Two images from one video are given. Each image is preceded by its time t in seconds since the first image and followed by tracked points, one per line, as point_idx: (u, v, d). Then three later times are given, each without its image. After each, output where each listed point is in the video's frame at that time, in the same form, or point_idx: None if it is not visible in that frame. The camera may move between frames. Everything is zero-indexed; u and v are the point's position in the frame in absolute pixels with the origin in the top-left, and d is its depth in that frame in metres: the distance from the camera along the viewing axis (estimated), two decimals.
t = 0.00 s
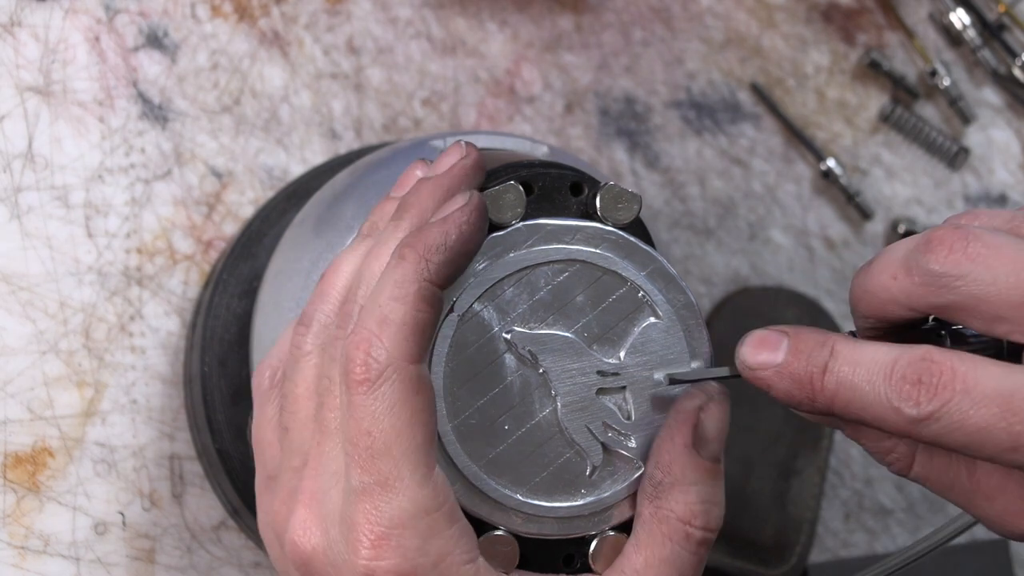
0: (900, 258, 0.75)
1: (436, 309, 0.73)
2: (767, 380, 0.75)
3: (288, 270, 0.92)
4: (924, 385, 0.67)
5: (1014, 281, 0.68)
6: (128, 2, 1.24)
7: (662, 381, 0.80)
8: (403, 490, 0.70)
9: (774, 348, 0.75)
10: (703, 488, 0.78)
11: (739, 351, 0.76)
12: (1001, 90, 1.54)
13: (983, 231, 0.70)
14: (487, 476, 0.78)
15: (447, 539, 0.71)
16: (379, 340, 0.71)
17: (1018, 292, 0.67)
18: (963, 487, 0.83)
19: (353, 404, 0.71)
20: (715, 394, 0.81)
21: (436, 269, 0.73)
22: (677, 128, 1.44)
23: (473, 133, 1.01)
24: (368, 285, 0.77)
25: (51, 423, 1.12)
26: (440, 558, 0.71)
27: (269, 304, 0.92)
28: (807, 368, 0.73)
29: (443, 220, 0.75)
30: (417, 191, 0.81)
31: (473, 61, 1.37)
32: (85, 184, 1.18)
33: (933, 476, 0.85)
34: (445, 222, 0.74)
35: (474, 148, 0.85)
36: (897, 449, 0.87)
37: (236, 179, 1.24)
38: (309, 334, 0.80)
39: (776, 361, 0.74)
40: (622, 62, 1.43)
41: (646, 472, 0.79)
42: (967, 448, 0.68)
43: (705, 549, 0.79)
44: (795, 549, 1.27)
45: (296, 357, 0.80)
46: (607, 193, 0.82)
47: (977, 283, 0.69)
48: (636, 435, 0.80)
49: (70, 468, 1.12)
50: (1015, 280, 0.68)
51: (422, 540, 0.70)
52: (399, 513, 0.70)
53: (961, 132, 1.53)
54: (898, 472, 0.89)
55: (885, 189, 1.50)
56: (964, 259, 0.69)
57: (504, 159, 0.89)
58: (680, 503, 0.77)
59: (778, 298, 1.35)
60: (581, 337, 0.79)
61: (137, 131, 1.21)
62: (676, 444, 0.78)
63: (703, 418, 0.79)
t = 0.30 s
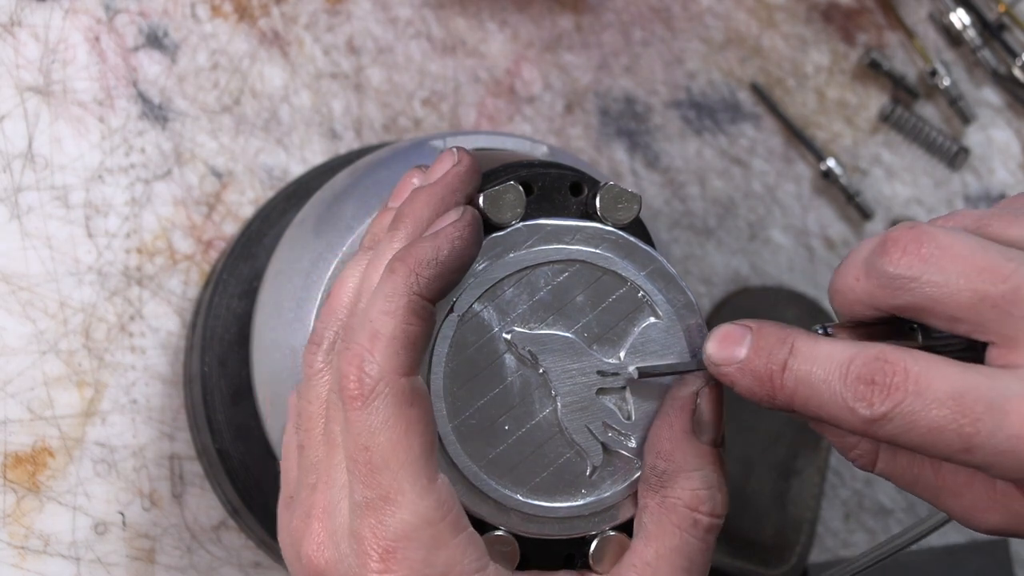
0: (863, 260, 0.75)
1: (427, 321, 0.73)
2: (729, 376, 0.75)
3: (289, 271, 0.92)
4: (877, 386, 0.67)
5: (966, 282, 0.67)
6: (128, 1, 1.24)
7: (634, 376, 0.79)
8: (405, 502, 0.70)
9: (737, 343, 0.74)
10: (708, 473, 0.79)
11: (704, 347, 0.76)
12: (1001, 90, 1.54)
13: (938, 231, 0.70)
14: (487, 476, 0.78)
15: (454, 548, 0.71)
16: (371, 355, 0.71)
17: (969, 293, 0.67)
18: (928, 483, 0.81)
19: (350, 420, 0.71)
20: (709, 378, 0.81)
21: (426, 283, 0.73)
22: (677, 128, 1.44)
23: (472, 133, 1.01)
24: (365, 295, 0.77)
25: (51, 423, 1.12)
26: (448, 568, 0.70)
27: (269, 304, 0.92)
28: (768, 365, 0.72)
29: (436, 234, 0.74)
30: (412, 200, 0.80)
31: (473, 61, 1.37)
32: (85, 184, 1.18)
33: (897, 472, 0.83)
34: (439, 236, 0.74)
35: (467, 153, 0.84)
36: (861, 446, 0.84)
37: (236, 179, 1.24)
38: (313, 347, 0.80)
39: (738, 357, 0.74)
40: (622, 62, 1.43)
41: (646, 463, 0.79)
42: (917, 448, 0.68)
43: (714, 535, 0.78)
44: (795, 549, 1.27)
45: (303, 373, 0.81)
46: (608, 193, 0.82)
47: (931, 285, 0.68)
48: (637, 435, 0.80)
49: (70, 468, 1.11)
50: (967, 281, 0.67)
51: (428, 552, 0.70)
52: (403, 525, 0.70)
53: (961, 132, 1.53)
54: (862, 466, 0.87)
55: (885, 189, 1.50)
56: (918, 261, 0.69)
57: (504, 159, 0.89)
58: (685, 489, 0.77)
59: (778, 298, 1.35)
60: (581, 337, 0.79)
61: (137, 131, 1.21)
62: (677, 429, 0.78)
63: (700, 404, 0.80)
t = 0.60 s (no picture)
0: (850, 264, 0.72)
1: (421, 319, 0.73)
2: (720, 377, 0.74)
3: (289, 271, 0.92)
4: (859, 389, 0.65)
5: (945, 290, 0.65)
6: (128, 2, 1.24)
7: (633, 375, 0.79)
8: (395, 499, 0.69)
9: (728, 342, 0.73)
10: (693, 466, 0.76)
11: (697, 348, 0.75)
12: (1001, 90, 1.54)
13: (920, 236, 0.67)
14: (487, 476, 0.78)
15: (446, 547, 0.70)
16: (362, 351, 0.72)
17: (949, 300, 0.64)
18: (922, 484, 0.77)
19: (342, 416, 0.72)
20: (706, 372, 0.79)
21: (419, 280, 0.73)
22: (677, 128, 1.44)
23: (472, 133, 1.01)
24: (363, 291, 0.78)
25: (51, 423, 1.12)
26: (440, 566, 0.70)
27: (269, 304, 0.92)
28: (755, 366, 0.71)
29: (433, 233, 0.74)
30: (414, 196, 0.80)
31: (473, 61, 1.37)
32: (85, 184, 1.18)
33: (890, 471, 0.80)
34: (436, 235, 0.74)
35: (469, 150, 0.84)
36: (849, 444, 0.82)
37: (236, 179, 1.24)
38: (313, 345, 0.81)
39: (727, 358, 0.72)
40: (621, 62, 1.43)
41: (636, 454, 0.78)
42: (900, 454, 0.66)
43: (702, 528, 0.75)
44: (795, 549, 1.27)
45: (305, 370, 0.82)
46: (607, 193, 0.82)
47: (910, 292, 0.66)
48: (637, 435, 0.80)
49: (70, 468, 1.11)
50: (946, 288, 0.65)
51: (419, 549, 0.70)
52: (394, 522, 0.70)
53: (961, 132, 1.53)
54: (859, 465, 0.84)
55: (885, 189, 1.50)
56: (897, 267, 0.67)
57: (504, 159, 0.89)
58: (667, 479, 0.75)
59: (778, 299, 1.36)
60: (581, 337, 0.79)
61: (137, 131, 1.21)
62: (663, 422, 0.77)
63: (688, 396, 0.77)
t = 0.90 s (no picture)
0: (841, 266, 0.72)
1: (421, 321, 0.73)
2: (716, 377, 0.73)
3: (288, 270, 0.92)
4: (853, 387, 0.65)
5: (935, 290, 0.64)
6: (128, 1, 1.24)
7: (633, 375, 0.79)
8: (396, 501, 0.69)
9: (724, 342, 0.73)
10: (690, 467, 0.76)
11: (694, 350, 0.74)
12: (1001, 90, 1.54)
13: (910, 236, 0.67)
14: (487, 476, 0.78)
15: (447, 548, 0.70)
16: (362, 353, 0.71)
17: (940, 300, 0.64)
18: (921, 483, 0.75)
19: (343, 419, 0.72)
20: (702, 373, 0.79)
21: (419, 281, 0.73)
22: (677, 128, 1.44)
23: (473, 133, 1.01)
24: (361, 294, 0.78)
25: (51, 423, 1.12)
26: (441, 567, 0.70)
27: (269, 303, 0.92)
28: (751, 365, 0.70)
29: (433, 235, 0.74)
30: (416, 197, 0.80)
31: (473, 61, 1.37)
32: (85, 184, 1.18)
33: (889, 471, 0.78)
34: (436, 237, 0.74)
35: (474, 154, 0.84)
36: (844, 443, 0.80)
37: (236, 179, 1.24)
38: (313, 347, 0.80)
39: (723, 357, 0.72)
40: (621, 62, 1.43)
41: (634, 454, 0.78)
42: (895, 452, 0.65)
43: (699, 529, 0.75)
44: (796, 549, 1.27)
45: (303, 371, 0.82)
46: (607, 193, 0.82)
47: (901, 294, 0.66)
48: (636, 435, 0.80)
49: (70, 468, 1.11)
50: (936, 288, 0.64)
51: (420, 551, 0.70)
52: (395, 524, 0.70)
53: (961, 132, 1.53)
54: (857, 464, 0.82)
55: (885, 189, 1.50)
56: (887, 268, 0.66)
57: (504, 159, 0.89)
58: (663, 480, 0.75)
59: (778, 299, 1.36)
60: (581, 337, 0.79)
61: (137, 131, 1.21)
62: (660, 423, 0.77)
63: (683, 397, 0.77)
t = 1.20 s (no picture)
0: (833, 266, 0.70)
1: (422, 322, 0.73)
2: (710, 376, 0.72)
3: (289, 270, 0.92)
4: (840, 383, 0.63)
5: (919, 285, 0.62)
6: (128, 1, 1.24)
7: (633, 375, 0.79)
8: (397, 501, 0.69)
9: (719, 341, 0.71)
10: (686, 467, 0.76)
11: (690, 350, 0.73)
12: (1001, 90, 1.55)
13: (897, 233, 0.65)
14: (487, 476, 0.78)
15: (448, 548, 0.70)
16: (363, 353, 0.71)
17: (924, 295, 0.62)
18: (918, 485, 0.75)
19: (343, 419, 0.71)
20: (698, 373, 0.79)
21: (419, 282, 0.73)
22: (677, 128, 1.44)
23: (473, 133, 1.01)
24: (361, 295, 0.77)
25: (51, 423, 1.12)
26: (442, 567, 0.70)
27: (269, 303, 0.92)
28: (742, 362, 0.69)
29: (434, 235, 0.74)
30: (416, 197, 0.80)
31: (473, 61, 1.37)
32: (85, 184, 1.18)
33: (887, 473, 0.78)
34: (436, 237, 0.74)
35: (474, 154, 0.84)
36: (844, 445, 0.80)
37: (236, 179, 1.24)
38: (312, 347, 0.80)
39: (717, 355, 0.71)
40: (621, 62, 1.43)
41: (631, 455, 0.78)
42: (880, 448, 0.63)
43: (697, 529, 0.76)
44: (795, 548, 1.26)
45: (303, 370, 0.82)
46: (607, 193, 0.82)
47: (886, 290, 0.64)
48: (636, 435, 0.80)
49: (70, 468, 1.11)
50: (920, 283, 0.62)
51: (421, 551, 0.70)
52: (397, 523, 0.70)
53: (961, 132, 1.53)
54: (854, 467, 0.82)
55: (885, 189, 1.50)
56: (873, 265, 0.65)
57: (504, 159, 0.89)
58: (661, 480, 0.76)
59: (778, 299, 1.35)
60: (581, 337, 0.79)
61: (137, 131, 1.21)
62: (657, 423, 0.77)
63: (681, 398, 0.77)
